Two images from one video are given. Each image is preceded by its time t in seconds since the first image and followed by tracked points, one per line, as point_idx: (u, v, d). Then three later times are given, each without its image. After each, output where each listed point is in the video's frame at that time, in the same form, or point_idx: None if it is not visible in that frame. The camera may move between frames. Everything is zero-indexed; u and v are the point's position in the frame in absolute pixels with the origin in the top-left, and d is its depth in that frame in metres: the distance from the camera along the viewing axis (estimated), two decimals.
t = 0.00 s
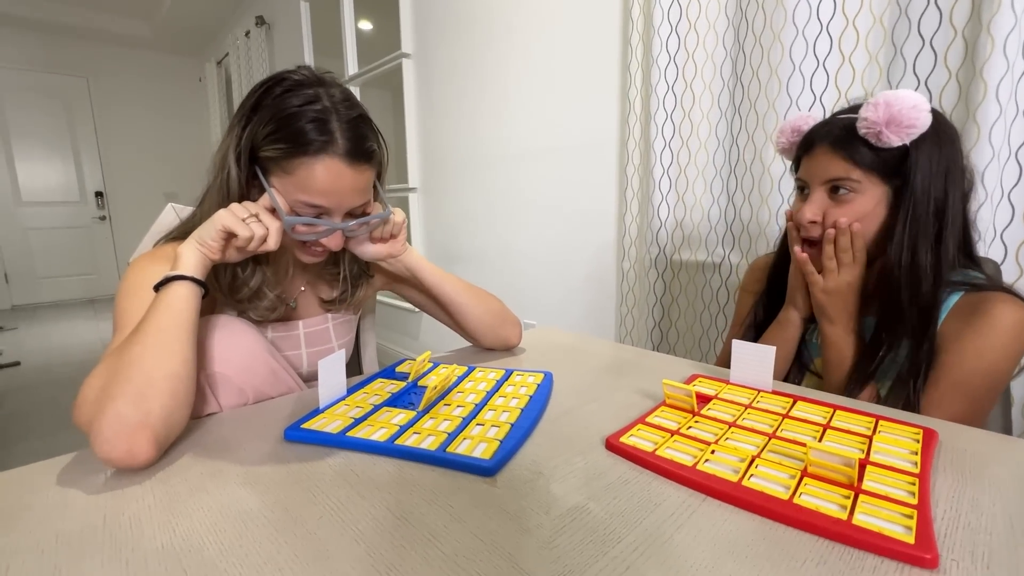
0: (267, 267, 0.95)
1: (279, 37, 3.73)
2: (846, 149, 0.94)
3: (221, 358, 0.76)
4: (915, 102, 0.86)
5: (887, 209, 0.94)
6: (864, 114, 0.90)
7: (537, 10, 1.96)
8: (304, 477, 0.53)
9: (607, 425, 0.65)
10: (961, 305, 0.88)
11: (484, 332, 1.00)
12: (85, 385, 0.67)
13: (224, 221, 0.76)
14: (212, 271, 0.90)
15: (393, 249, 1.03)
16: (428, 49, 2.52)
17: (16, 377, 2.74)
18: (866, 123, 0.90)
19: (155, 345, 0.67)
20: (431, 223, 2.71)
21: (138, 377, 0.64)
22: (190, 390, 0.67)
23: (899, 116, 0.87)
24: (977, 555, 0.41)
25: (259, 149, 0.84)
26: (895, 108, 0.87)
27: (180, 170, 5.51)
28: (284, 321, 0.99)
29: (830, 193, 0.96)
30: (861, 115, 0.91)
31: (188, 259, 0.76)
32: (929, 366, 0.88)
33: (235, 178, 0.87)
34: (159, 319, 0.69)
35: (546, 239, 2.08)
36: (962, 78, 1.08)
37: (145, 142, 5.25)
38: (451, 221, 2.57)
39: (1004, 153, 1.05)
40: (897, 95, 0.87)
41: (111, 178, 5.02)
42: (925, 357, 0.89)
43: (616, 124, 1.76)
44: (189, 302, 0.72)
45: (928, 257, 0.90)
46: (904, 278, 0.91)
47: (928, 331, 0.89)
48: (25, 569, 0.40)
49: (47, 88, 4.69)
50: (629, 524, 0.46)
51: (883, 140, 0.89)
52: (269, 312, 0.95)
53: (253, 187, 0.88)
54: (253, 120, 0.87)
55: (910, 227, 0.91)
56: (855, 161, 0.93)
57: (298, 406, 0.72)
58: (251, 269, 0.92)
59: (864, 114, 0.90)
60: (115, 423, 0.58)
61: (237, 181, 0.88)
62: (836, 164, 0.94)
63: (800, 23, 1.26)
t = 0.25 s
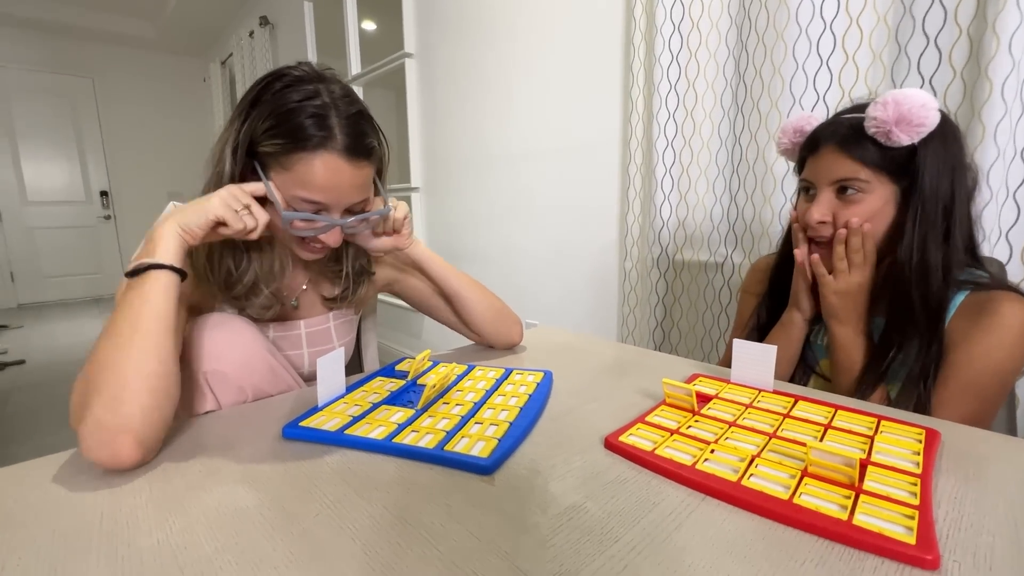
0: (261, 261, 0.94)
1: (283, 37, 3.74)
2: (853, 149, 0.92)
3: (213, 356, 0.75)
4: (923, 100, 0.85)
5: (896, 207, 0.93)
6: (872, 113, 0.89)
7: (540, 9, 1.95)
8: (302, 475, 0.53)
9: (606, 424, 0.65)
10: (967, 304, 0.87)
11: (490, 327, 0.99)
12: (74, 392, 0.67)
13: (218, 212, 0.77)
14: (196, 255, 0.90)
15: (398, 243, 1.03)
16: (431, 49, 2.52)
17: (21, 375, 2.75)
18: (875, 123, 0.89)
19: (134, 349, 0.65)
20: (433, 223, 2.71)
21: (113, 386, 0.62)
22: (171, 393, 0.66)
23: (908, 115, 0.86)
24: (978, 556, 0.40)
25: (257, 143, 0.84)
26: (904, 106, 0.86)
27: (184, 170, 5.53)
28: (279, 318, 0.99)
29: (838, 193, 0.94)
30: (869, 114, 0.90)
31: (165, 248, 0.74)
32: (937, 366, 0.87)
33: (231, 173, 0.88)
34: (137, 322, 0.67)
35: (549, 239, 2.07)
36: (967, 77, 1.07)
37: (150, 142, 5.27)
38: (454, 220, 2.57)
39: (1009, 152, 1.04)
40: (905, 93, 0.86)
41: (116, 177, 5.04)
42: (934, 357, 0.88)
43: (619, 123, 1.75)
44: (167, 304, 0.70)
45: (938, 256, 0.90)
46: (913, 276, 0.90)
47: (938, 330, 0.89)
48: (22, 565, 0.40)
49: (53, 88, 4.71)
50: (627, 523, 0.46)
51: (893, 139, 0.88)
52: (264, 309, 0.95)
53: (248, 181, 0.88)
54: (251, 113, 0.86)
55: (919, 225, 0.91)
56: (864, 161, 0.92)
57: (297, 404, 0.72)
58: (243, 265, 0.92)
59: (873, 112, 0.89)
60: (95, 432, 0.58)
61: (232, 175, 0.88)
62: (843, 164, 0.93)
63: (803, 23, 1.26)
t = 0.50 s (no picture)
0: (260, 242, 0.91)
1: (285, 28, 3.72)
2: (878, 134, 0.90)
3: (219, 343, 0.73)
4: (955, 83, 0.83)
5: (920, 194, 0.91)
6: (900, 98, 0.87)
7: None
8: (306, 461, 0.52)
9: (615, 412, 0.64)
10: (985, 294, 0.86)
11: (504, 314, 1.00)
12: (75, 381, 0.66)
13: (219, 197, 0.75)
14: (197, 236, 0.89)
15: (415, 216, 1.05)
16: (434, 40, 2.50)
17: (23, 367, 2.75)
18: (904, 107, 0.87)
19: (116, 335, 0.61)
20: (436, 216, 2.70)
21: (97, 372, 0.59)
22: (160, 379, 0.62)
23: (939, 98, 0.84)
24: (1004, 544, 0.39)
25: (266, 124, 0.83)
26: (935, 90, 0.84)
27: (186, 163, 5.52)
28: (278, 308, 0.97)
29: (861, 181, 0.92)
30: (898, 98, 0.88)
31: (150, 221, 0.69)
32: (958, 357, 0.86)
33: (236, 155, 0.86)
34: (118, 308, 0.62)
35: (552, 230, 2.06)
36: (980, 65, 1.05)
37: (151, 135, 5.26)
38: (456, 213, 2.55)
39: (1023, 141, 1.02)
40: (936, 76, 0.84)
41: (117, 170, 5.03)
42: (954, 347, 0.86)
43: (624, 114, 1.73)
44: (150, 290, 0.65)
45: (964, 246, 0.89)
46: (939, 266, 0.89)
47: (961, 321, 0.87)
48: (20, 550, 0.39)
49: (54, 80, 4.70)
50: (640, 510, 0.45)
51: (923, 124, 0.86)
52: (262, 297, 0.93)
53: (256, 163, 0.86)
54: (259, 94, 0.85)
55: (945, 214, 0.89)
56: (889, 148, 0.90)
57: (300, 392, 0.71)
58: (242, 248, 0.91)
59: (902, 96, 0.87)
60: (85, 423, 0.55)
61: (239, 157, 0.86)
62: (868, 150, 0.90)
63: (813, 11, 1.25)
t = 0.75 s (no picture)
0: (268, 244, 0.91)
1: (286, 32, 3.73)
2: (873, 141, 0.91)
3: (220, 346, 0.74)
4: (949, 92, 0.84)
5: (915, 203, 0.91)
6: (895, 105, 0.88)
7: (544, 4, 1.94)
8: (303, 467, 0.52)
9: (612, 419, 0.64)
10: (982, 301, 0.87)
11: (506, 318, 1.00)
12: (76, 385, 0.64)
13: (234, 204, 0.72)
14: (202, 240, 0.89)
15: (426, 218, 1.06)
16: (434, 45, 2.51)
17: (22, 368, 2.75)
18: (899, 115, 0.88)
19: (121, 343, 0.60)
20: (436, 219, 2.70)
21: (99, 381, 0.58)
22: (162, 388, 0.61)
23: (934, 107, 0.84)
24: (999, 554, 0.39)
25: (268, 124, 0.83)
26: (930, 99, 0.84)
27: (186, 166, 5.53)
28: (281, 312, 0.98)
29: (857, 188, 0.93)
30: (893, 106, 0.88)
31: (158, 221, 0.65)
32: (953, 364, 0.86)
33: (240, 157, 0.86)
34: (124, 317, 0.60)
35: (551, 235, 2.06)
36: (977, 72, 1.06)
37: (152, 137, 5.27)
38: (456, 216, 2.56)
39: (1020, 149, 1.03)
40: (931, 85, 0.84)
41: (118, 172, 5.04)
42: (951, 355, 0.87)
43: (623, 119, 1.74)
44: (156, 295, 0.63)
45: (958, 254, 0.89)
46: (933, 274, 0.89)
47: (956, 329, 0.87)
48: (17, 555, 0.39)
49: (55, 82, 4.71)
50: (636, 517, 0.45)
51: (918, 132, 0.86)
52: (267, 301, 0.93)
53: (258, 165, 0.86)
54: (261, 95, 0.86)
55: (939, 222, 0.89)
56: (885, 155, 0.90)
57: (299, 397, 0.71)
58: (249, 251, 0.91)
59: (897, 104, 0.88)
60: (87, 432, 0.55)
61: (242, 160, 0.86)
62: (863, 157, 0.91)
63: (811, 18, 1.25)
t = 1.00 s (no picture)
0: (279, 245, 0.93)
1: (289, 38, 3.76)
2: (867, 154, 0.92)
3: (223, 356, 0.75)
4: (941, 107, 0.85)
5: (907, 215, 0.92)
6: (888, 119, 0.89)
7: (545, 14, 1.96)
8: (302, 476, 0.53)
9: (609, 429, 0.65)
10: (972, 314, 0.88)
11: (502, 328, 0.99)
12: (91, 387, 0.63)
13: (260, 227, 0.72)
14: (213, 248, 0.92)
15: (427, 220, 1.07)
16: (436, 53, 2.53)
17: (23, 372, 2.76)
18: (891, 129, 0.89)
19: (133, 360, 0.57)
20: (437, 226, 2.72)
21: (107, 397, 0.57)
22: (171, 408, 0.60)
23: (926, 121, 0.86)
24: (986, 568, 0.40)
25: (269, 115, 0.90)
26: (921, 113, 0.86)
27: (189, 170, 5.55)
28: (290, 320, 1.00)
29: (849, 200, 0.94)
30: (886, 120, 0.90)
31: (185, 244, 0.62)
32: (946, 377, 0.87)
33: (249, 152, 0.91)
34: (138, 339, 0.58)
35: (551, 242, 2.07)
36: (972, 86, 1.07)
37: (155, 142, 5.29)
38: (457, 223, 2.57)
39: (1014, 162, 1.04)
40: (923, 100, 0.86)
41: (121, 176, 5.06)
42: (943, 368, 0.87)
43: (623, 128, 1.75)
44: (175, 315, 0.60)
45: (949, 266, 0.90)
46: (927, 286, 0.90)
47: (949, 342, 0.88)
48: (23, 563, 0.40)
49: (60, 87, 4.74)
50: (630, 528, 0.46)
51: (909, 146, 0.88)
52: (279, 307, 0.94)
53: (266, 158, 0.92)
54: (258, 91, 0.93)
55: (931, 235, 0.91)
56: (876, 167, 0.91)
57: (299, 406, 0.72)
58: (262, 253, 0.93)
59: (890, 118, 0.89)
60: (93, 445, 0.55)
61: (251, 154, 0.91)
62: (855, 169, 0.92)
63: (808, 31, 1.27)
